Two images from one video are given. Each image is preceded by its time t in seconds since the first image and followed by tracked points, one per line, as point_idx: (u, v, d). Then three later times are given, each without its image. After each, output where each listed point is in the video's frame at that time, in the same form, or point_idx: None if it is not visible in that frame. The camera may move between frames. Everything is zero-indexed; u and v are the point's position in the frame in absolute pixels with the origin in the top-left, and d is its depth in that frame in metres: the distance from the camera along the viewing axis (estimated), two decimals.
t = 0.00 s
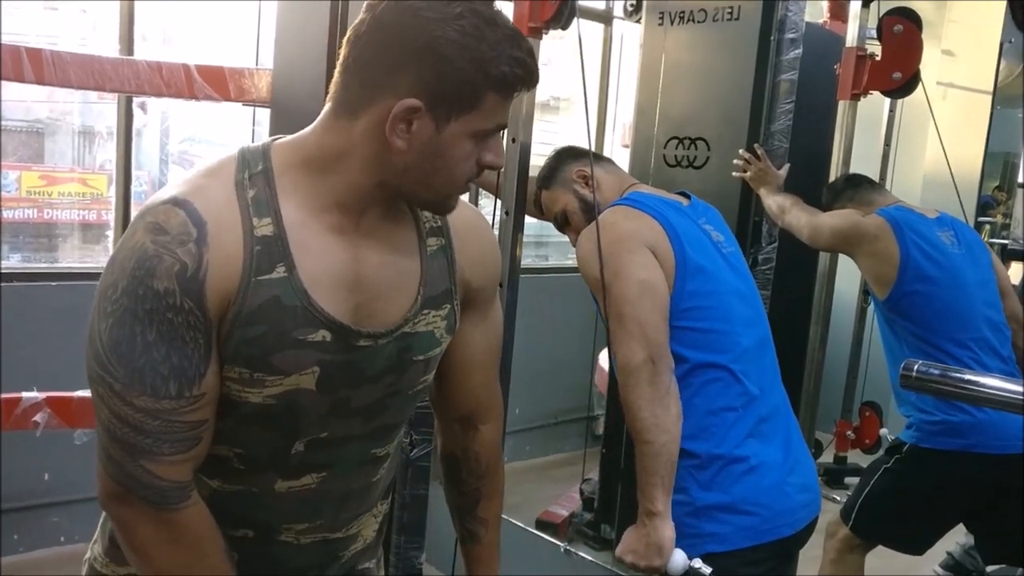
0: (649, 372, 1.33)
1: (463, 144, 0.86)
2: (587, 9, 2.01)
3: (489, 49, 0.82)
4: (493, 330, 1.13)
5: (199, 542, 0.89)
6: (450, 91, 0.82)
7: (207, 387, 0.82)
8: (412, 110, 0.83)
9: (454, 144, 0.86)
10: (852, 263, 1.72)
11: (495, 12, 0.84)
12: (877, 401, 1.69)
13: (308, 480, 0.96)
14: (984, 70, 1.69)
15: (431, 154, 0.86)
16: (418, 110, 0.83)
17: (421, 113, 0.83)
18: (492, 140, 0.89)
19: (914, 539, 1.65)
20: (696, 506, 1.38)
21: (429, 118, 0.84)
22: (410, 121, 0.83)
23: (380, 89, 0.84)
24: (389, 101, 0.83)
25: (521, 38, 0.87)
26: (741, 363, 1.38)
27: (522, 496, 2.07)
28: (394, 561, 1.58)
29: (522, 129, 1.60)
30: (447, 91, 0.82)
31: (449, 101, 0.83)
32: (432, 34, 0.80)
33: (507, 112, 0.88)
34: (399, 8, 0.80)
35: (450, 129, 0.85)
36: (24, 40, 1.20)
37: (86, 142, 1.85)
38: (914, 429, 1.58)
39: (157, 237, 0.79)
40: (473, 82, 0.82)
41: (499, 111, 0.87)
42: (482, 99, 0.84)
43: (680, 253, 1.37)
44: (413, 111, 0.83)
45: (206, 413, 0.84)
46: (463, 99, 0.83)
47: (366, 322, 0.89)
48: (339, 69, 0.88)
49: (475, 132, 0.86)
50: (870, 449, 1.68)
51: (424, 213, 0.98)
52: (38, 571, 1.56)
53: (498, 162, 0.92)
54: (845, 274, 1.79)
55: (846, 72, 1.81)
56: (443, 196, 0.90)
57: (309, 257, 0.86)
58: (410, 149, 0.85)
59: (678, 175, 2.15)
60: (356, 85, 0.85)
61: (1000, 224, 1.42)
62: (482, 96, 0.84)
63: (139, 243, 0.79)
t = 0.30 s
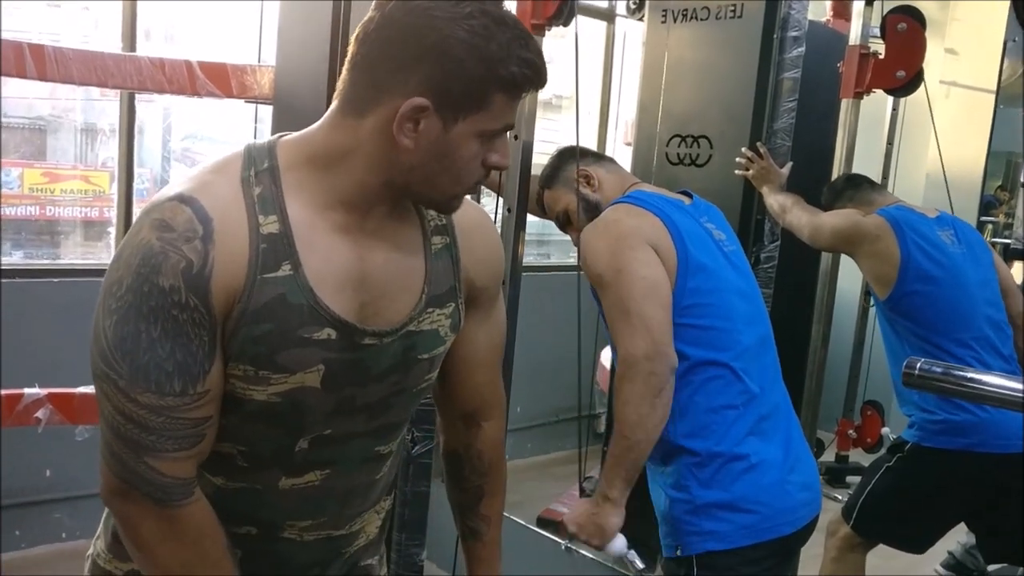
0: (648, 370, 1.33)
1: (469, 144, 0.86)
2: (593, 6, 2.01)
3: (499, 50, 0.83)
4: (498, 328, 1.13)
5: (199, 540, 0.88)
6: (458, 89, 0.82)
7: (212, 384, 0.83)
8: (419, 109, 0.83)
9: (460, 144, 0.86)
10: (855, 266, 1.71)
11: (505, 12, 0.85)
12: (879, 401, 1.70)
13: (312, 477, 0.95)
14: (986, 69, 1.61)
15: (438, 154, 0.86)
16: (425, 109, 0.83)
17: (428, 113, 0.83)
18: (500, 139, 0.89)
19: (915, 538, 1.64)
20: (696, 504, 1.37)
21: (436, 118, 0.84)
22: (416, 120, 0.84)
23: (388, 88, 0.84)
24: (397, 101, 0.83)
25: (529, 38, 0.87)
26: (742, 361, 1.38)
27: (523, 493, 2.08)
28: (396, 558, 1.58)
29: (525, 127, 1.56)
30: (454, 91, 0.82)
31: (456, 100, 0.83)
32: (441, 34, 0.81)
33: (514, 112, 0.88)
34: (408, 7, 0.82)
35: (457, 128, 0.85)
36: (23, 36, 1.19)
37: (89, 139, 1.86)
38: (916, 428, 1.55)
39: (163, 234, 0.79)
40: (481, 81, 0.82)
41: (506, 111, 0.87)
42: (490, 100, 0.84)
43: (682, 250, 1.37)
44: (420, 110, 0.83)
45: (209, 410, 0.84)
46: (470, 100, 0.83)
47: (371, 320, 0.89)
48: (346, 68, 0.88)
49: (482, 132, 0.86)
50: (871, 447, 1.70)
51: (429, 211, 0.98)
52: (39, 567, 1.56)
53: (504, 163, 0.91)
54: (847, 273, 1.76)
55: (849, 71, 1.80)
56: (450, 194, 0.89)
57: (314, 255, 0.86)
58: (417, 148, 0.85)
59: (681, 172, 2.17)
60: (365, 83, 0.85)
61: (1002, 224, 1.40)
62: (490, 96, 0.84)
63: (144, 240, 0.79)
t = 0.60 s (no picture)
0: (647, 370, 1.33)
1: (472, 149, 0.86)
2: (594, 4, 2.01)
3: (502, 54, 0.83)
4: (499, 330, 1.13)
5: (199, 542, 0.88)
6: (461, 93, 0.82)
7: (212, 386, 0.83)
8: (422, 114, 0.83)
9: (463, 148, 0.86)
10: (854, 262, 1.69)
11: (509, 16, 0.85)
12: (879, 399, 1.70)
13: (313, 480, 0.95)
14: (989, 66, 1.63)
15: (441, 159, 0.86)
16: (427, 114, 0.83)
17: (431, 117, 0.84)
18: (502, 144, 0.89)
19: (914, 537, 1.66)
20: (693, 503, 1.37)
21: (439, 122, 0.84)
22: (420, 125, 0.84)
23: (391, 92, 0.84)
24: (401, 105, 0.83)
25: (533, 41, 0.87)
26: (740, 359, 1.38)
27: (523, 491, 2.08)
28: (395, 555, 1.59)
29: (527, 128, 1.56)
30: (457, 95, 0.82)
31: (460, 105, 0.83)
32: (445, 39, 0.81)
33: (517, 116, 0.88)
34: (412, 11, 0.82)
35: (460, 133, 0.85)
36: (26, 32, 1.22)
37: (89, 134, 1.86)
38: (915, 426, 1.58)
39: (164, 237, 0.79)
40: (484, 86, 0.83)
41: (509, 115, 0.87)
42: (494, 104, 0.84)
43: (681, 249, 1.37)
44: (423, 115, 0.83)
45: (211, 413, 0.84)
46: (473, 105, 0.83)
47: (372, 324, 0.89)
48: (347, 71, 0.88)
49: (485, 137, 0.86)
50: (871, 446, 1.71)
51: (429, 215, 0.98)
52: (39, 561, 1.57)
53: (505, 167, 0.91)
54: (847, 273, 1.72)
55: (851, 68, 1.75)
56: (453, 199, 0.89)
57: (316, 259, 0.86)
58: (419, 153, 0.85)
59: (682, 170, 2.17)
60: (368, 87, 0.85)
61: (1002, 222, 1.41)
62: (494, 100, 0.84)
63: (146, 243, 0.79)
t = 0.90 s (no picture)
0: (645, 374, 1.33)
1: (474, 163, 0.86)
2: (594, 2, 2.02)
3: (505, 69, 0.83)
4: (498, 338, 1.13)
5: (194, 554, 0.88)
6: (462, 107, 0.82)
7: (210, 399, 0.83)
8: (425, 129, 0.83)
9: (465, 163, 0.86)
10: (856, 261, 1.70)
11: (512, 30, 0.85)
12: (880, 398, 1.69)
13: (307, 492, 0.95)
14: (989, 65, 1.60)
15: (442, 172, 0.86)
16: (431, 129, 0.83)
17: (433, 132, 0.83)
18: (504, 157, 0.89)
19: (915, 537, 1.66)
20: (690, 503, 1.37)
21: (442, 137, 0.84)
22: (422, 139, 0.84)
23: (394, 106, 0.84)
24: (403, 120, 0.83)
25: (537, 56, 0.87)
26: (737, 360, 1.38)
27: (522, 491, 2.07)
28: (393, 554, 1.59)
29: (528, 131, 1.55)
30: (460, 109, 0.83)
31: (462, 119, 0.83)
32: (448, 54, 0.81)
33: (519, 130, 0.88)
34: (415, 25, 0.82)
35: (463, 147, 0.85)
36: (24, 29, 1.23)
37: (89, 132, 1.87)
38: (915, 425, 1.55)
39: (163, 248, 0.79)
40: (488, 100, 0.83)
41: (512, 129, 0.87)
42: (497, 119, 0.85)
43: (678, 249, 1.37)
44: (426, 130, 0.83)
45: (207, 425, 0.84)
46: (476, 120, 0.84)
47: (370, 337, 0.89)
48: (350, 83, 0.89)
49: (487, 151, 0.86)
50: (871, 444, 1.70)
51: (430, 228, 0.98)
52: (39, 558, 1.58)
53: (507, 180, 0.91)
54: (847, 271, 1.76)
55: (850, 67, 1.76)
56: (453, 212, 0.89)
57: (316, 272, 0.85)
58: (421, 166, 0.85)
59: (682, 168, 2.16)
60: (370, 100, 0.85)
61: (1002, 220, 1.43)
62: (496, 115, 0.84)
63: (144, 253, 0.79)
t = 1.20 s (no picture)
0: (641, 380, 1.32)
1: (470, 176, 0.86)
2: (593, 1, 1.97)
3: (502, 82, 0.83)
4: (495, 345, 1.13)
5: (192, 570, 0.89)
6: (458, 119, 0.82)
7: (206, 414, 0.83)
8: (421, 143, 0.83)
9: (460, 176, 0.86)
10: (856, 262, 1.70)
11: (508, 42, 0.85)
12: (878, 397, 1.70)
13: (303, 505, 0.95)
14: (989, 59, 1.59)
15: (437, 185, 0.86)
16: (426, 143, 0.83)
17: (428, 145, 0.84)
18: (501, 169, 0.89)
19: (915, 537, 1.66)
20: (685, 503, 1.38)
21: (437, 150, 0.84)
22: (417, 152, 0.84)
23: (390, 121, 0.84)
24: (398, 133, 0.84)
25: (533, 68, 0.87)
26: (735, 360, 1.38)
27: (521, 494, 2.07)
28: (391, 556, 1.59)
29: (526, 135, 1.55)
30: (456, 119, 0.82)
31: (459, 131, 0.83)
32: (444, 68, 0.81)
33: (516, 142, 0.88)
34: (411, 38, 0.82)
35: (459, 159, 0.85)
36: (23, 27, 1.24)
37: (88, 131, 1.87)
38: (916, 425, 1.54)
39: (156, 263, 0.79)
40: (484, 114, 0.83)
41: (508, 141, 0.87)
42: (493, 131, 0.85)
43: (676, 248, 1.37)
44: (421, 143, 0.83)
45: (202, 441, 0.84)
46: (472, 133, 0.84)
47: (366, 349, 0.89)
48: (343, 94, 0.88)
49: (482, 164, 0.86)
50: (870, 445, 1.70)
51: (425, 239, 0.97)
52: (37, 558, 1.58)
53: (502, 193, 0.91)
54: (846, 270, 1.76)
55: (850, 66, 1.79)
56: (447, 224, 0.88)
57: (311, 283, 0.85)
58: (416, 180, 0.85)
59: (681, 167, 2.17)
60: (364, 112, 0.85)
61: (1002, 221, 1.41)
62: (492, 127, 0.84)
63: (137, 269, 0.79)
